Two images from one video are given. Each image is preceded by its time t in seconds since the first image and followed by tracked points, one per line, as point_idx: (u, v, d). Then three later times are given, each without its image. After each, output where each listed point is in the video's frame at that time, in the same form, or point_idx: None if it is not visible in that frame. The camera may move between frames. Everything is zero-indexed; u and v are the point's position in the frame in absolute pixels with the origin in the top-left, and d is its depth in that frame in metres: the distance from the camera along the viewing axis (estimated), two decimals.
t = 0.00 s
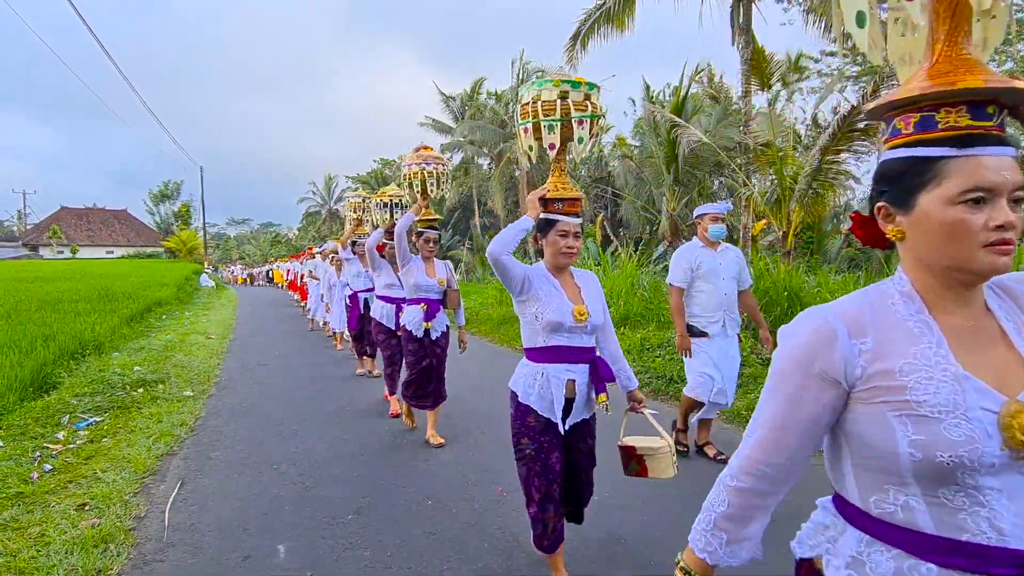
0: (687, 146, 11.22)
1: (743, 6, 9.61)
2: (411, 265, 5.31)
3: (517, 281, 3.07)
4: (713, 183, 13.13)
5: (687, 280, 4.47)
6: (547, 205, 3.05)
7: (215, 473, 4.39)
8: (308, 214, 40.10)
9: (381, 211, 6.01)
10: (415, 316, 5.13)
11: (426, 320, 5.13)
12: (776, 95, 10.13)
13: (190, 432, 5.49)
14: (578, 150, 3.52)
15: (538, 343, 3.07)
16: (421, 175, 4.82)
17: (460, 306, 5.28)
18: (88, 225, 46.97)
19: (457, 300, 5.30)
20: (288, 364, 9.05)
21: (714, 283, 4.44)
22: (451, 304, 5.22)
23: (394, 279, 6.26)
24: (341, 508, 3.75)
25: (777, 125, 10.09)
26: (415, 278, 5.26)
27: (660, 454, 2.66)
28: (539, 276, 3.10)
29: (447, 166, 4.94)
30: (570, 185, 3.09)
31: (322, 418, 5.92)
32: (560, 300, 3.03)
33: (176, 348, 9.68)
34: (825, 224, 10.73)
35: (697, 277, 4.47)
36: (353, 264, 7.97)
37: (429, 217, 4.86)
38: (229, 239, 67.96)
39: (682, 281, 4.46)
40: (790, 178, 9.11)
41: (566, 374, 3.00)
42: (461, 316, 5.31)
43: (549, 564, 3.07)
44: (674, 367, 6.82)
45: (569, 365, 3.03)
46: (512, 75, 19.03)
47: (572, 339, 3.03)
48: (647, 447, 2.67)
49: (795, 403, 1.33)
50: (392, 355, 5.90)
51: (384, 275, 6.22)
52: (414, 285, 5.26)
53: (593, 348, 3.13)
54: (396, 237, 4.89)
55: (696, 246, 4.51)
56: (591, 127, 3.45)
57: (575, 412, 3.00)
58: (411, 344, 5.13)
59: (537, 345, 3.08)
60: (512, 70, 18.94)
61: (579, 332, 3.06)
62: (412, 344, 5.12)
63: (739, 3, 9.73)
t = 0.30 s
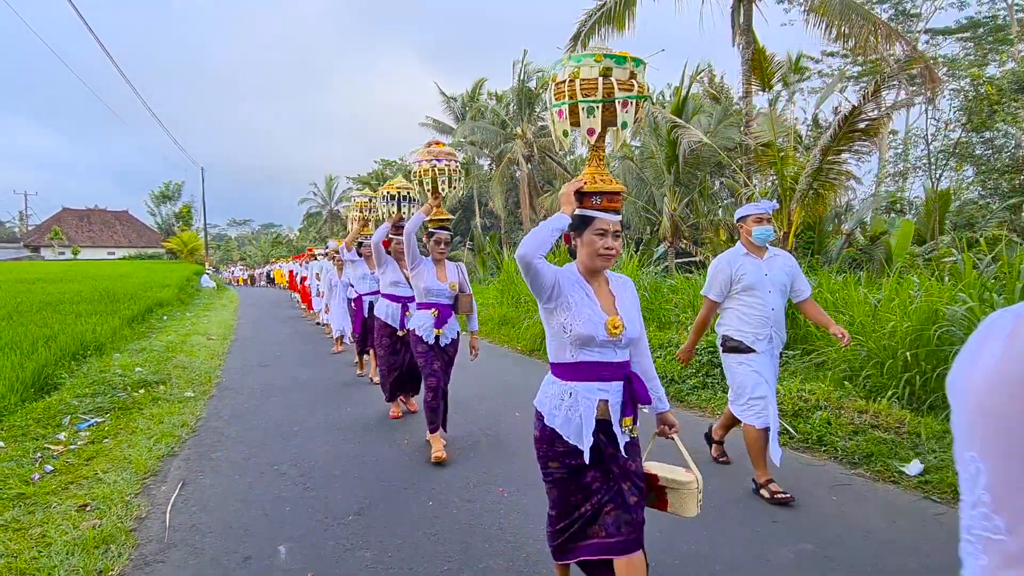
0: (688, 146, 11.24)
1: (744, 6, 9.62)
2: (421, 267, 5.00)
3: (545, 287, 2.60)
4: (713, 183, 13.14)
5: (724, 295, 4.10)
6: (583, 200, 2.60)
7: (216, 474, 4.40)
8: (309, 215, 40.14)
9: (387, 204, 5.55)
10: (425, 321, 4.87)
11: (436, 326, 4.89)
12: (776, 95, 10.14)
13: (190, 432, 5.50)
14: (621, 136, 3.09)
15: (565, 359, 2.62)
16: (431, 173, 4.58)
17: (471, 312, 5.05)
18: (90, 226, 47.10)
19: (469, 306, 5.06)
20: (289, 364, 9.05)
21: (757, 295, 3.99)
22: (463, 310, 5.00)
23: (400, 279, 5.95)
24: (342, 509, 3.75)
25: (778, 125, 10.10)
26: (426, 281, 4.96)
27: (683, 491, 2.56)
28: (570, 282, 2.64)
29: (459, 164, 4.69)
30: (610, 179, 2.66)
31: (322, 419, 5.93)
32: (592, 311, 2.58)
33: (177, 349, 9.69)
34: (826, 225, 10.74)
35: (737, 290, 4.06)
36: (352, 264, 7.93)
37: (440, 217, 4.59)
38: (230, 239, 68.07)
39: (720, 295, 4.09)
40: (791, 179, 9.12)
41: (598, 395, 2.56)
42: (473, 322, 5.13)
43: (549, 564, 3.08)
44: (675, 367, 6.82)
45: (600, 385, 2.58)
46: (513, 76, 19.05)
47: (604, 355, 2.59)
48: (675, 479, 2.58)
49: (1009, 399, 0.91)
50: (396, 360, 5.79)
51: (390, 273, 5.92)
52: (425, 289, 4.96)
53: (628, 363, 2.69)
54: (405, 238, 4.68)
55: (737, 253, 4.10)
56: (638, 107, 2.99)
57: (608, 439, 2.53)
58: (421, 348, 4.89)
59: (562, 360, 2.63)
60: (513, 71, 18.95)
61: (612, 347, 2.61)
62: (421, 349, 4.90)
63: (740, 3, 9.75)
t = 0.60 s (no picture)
0: (687, 147, 11.25)
1: (744, 6, 9.63)
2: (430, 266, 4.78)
3: (596, 289, 2.19)
4: (713, 184, 13.15)
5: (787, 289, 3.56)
6: (637, 185, 2.24)
7: (216, 475, 4.40)
8: (308, 216, 40.17)
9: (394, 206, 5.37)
10: (437, 324, 4.63)
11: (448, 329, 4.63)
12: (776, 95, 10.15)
13: (191, 434, 5.50)
14: (677, 110, 2.58)
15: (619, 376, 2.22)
16: (441, 165, 4.40)
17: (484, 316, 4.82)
18: (90, 227, 47.17)
19: (481, 307, 4.84)
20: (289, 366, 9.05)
21: (818, 293, 3.56)
22: (474, 313, 4.77)
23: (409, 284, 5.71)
24: (342, 510, 3.75)
25: (778, 126, 10.11)
26: (434, 280, 4.73)
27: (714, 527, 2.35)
28: (624, 283, 2.23)
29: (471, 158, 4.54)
30: (667, 159, 2.29)
31: (322, 420, 5.93)
32: (651, 317, 2.19)
33: (178, 350, 9.71)
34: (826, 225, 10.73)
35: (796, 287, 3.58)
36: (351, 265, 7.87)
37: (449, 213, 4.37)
38: (230, 240, 68.11)
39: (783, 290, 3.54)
40: (790, 179, 9.13)
41: (659, 418, 2.18)
42: (486, 325, 4.87)
43: (549, 564, 3.09)
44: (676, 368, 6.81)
45: (662, 406, 2.19)
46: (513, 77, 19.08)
47: (665, 369, 2.19)
48: (709, 513, 2.36)
49: None
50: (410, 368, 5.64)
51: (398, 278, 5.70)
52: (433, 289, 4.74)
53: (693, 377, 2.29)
54: (412, 233, 4.38)
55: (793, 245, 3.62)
56: (700, 76, 2.53)
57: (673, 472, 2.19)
58: (433, 356, 4.62)
59: (616, 375, 2.23)
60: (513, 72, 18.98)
61: (675, 361, 2.22)
62: (433, 357, 4.63)
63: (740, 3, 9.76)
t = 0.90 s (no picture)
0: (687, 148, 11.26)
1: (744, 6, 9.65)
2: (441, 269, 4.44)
3: (652, 297, 1.86)
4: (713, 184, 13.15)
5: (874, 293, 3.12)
6: (700, 172, 1.93)
7: (217, 476, 4.40)
8: (308, 216, 40.18)
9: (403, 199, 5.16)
10: (447, 332, 4.35)
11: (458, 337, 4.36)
12: (776, 95, 10.16)
13: (191, 434, 5.49)
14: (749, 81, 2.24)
15: (679, 398, 1.90)
16: (456, 160, 4.15)
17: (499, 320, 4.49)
18: (91, 227, 47.22)
19: (496, 312, 4.48)
20: (290, 366, 9.06)
21: (908, 294, 3.13)
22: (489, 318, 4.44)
23: (421, 281, 5.45)
24: (343, 510, 3.75)
25: (778, 126, 10.11)
26: (444, 285, 4.40)
27: None
28: (683, 289, 1.91)
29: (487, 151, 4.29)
30: (736, 142, 1.98)
31: (322, 421, 5.92)
32: (718, 329, 1.87)
33: (178, 351, 9.72)
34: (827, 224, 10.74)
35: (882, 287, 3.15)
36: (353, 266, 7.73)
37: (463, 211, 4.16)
38: (230, 241, 68.15)
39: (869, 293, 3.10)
40: (790, 179, 9.14)
41: (725, 449, 1.87)
42: (503, 330, 4.57)
43: (550, 563, 3.09)
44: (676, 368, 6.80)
45: (729, 434, 1.87)
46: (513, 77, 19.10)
47: (733, 391, 1.87)
48: (827, 562, 1.79)
49: None
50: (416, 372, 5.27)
51: (408, 275, 5.43)
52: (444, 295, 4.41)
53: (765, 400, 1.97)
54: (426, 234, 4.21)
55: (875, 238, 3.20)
56: (785, 34, 2.17)
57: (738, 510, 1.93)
58: (444, 366, 4.39)
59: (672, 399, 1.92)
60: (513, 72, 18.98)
61: (745, 382, 1.89)
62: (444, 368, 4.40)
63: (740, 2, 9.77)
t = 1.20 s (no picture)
0: (687, 147, 11.24)
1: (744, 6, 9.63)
2: (462, 265, 4.24)
3: (746, 298, 1.53)
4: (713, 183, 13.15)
5: (947, 308, 2.64)
6: (794, 140, 1.61)
7: (217, 475, 4.40)
8: (308, 215, 40.19)
9: (412, 198, 4.78)
10: (466, 332, 4.12)
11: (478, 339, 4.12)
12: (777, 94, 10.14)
13: (191, 433, 5.49)
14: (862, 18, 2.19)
15: (778, 427, 1.58)
16: (477, 147, 3.88)
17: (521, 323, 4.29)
18: (91, 226, 47.24)
19: (518, 313, 4.28)
20: (290, 365, 9.06)
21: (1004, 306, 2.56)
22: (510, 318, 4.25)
23: (430, 285, 5.16)
24: (344, 509, 3.75)
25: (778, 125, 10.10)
26: (466, 281, 4.19)
27: None
28: (779, 290, 1.59)
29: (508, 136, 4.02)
30: (838, 99, 1.65)
31: (323, 420, 5.91)
32: (826, 339, 1.55)
33: (178, 349, 9.73)
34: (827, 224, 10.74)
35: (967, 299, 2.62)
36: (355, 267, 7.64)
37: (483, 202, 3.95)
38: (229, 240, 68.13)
39: (937, 309, 2.64)
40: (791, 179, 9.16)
41: (841, 495, 1.54)
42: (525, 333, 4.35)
43: (551, 563, 3.09)
44: (676, 367, 6.79)
45: (848, 478, 1.55)
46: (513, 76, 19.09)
47: (848, 417, 1.56)
48: None
49: None
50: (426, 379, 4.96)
51: (416, 279, 5.14)
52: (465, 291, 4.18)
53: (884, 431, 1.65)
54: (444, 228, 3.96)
55: (969, 239, 2.65)
56: None
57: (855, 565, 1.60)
58: (462, 371, 4.10)
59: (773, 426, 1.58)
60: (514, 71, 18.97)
61: (864, 408, 1.58)
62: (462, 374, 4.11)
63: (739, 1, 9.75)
